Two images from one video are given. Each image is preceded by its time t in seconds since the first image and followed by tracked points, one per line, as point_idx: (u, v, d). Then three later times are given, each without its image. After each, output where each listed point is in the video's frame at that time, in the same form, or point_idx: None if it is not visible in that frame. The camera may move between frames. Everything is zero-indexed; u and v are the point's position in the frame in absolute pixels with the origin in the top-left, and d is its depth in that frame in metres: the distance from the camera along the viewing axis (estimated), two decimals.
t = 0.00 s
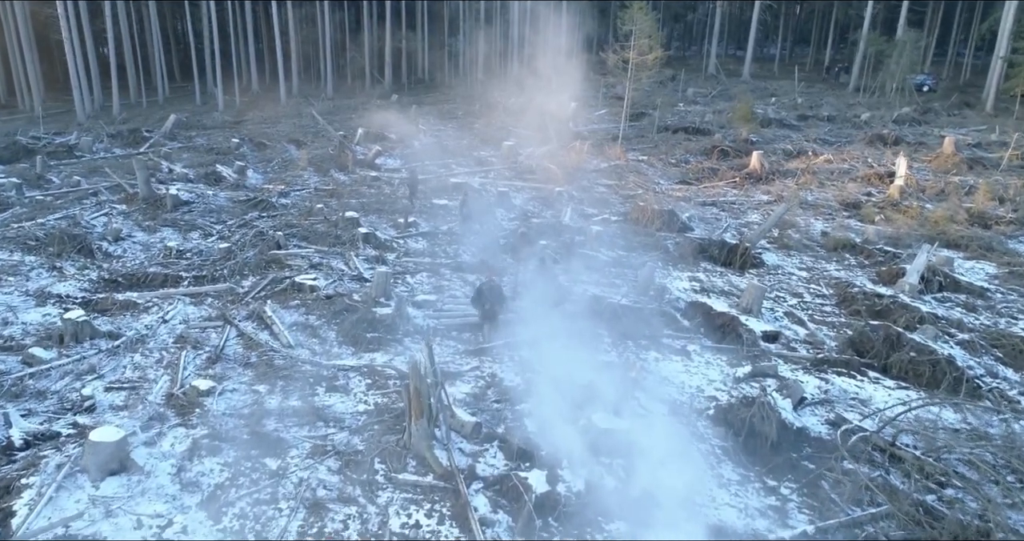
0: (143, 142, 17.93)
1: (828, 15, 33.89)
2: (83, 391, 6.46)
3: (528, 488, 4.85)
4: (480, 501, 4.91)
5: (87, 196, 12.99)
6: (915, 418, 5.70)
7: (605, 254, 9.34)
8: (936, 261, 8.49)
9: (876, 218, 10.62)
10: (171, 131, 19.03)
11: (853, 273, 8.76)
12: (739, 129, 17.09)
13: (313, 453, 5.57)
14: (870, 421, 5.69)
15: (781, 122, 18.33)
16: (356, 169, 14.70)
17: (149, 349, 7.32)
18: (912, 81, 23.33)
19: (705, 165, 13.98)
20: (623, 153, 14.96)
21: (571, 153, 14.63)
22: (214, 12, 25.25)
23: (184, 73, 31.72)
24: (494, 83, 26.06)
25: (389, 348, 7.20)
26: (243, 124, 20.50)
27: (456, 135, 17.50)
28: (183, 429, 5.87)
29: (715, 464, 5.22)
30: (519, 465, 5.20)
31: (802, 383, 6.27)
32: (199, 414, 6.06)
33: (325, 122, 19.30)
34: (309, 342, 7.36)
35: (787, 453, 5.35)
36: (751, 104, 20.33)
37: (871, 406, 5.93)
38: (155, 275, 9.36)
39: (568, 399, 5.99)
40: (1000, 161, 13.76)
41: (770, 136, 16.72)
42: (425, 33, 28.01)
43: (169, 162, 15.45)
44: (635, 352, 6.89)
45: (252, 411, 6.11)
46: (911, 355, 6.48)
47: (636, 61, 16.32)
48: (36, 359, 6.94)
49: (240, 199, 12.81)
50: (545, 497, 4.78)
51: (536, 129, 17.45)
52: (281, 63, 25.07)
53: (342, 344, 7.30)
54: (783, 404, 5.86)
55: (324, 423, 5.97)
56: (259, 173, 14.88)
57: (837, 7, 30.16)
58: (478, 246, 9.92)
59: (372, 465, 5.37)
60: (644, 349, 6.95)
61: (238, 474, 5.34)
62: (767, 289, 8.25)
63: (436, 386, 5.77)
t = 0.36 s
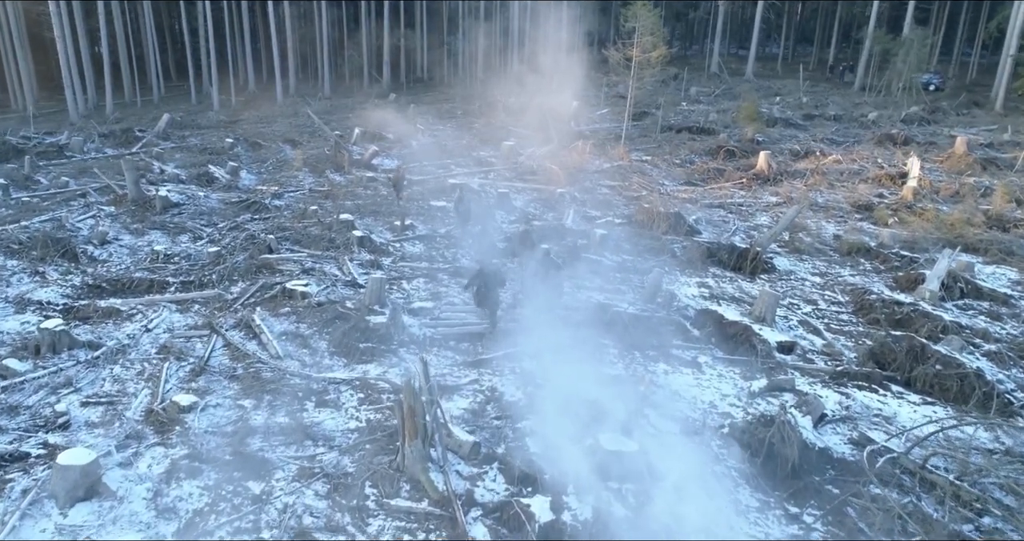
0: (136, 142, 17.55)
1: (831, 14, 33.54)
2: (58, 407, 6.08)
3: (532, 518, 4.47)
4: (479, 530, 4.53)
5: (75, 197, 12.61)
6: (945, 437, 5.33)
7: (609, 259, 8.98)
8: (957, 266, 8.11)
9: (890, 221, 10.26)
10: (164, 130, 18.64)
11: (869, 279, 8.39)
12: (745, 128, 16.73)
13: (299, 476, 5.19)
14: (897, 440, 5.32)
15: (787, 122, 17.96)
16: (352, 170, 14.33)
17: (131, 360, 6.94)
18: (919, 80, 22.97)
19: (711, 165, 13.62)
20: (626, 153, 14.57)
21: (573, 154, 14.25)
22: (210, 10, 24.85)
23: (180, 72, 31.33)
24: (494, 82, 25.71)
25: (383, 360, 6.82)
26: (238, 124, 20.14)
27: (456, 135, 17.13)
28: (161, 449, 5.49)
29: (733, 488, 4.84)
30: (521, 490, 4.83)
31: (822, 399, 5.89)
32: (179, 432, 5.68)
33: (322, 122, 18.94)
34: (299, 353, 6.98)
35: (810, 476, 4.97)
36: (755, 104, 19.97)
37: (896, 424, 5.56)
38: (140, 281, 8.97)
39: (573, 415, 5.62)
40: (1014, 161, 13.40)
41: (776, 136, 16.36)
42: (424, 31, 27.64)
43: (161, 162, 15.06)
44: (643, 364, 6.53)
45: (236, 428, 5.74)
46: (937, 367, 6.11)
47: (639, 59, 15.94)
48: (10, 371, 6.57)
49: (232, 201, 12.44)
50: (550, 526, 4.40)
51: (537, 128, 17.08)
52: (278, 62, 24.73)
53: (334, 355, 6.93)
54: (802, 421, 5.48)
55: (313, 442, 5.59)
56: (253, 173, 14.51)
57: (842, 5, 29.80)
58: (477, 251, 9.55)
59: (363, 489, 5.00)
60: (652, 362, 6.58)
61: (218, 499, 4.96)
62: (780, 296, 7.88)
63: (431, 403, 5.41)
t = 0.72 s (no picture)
0: (128, 141, 17.17)
1: (835, 12, 33.16)
2: (29, 424, 5.71)
3: None
4: None
5: (62, 198, 12.24)
6: (976, 459, 4.98)
7: (613, 264, 8.63)
8: (977, 272, 7.76)
9: (904, 223, 9.90)
10: (157, 129, 18.26)
11: (885, 285, 8.04)
12: (750, 127, 16.37)
13: (283, 501, 4.83)
14: (925, 462, 4.97)
15: (793, 121, 17.60)
16: (349, 170, 13.97)
17: (110, 372, 6.58)
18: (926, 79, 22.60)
19: (716, 165, 13.26)
20: (629, 153, 14.19)
21: (575, 154, 13.87)
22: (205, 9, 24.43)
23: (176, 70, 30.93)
24: (494, 80, 25.34)
25: (376, 372, 6.46)
26: (233, 123, 19.77)
27: (454, 134, 16.77)
28: (137, 470, 5.13)
29: (753, 515, 4.48)
30: (522, 519, 4.49)
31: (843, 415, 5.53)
32: (157, 451, 5.32)
33: (318, 121, 18.58)
34: (288, 365, 6.61)
35: (835, 502, 4.62)
36: (760, 102, 19.60)
37: (923, 443, 5.20)
38: (125, 286, 8.61)
39: (579, 434, 5.26)
40: None
41: (783, 135, 16.00)
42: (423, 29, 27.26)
43: (152, 162, 14.68)
44: (651, 377, 6.17)
45: (218, 447, 5.37)
46: (964, 382, 5.75)
47: (642, 56, 15.57)
48: None
49: (224, 202, 12.07)
50: None
51: (538, 127, 16.71)
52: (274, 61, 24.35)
53: (325, 367, 6.57)
54: (824, 440, 5.11)
55: (300, 463, 5.23)
56: (247, 173, 14.14)
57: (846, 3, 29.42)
58: (476, 254, 9.19)
59: (352, 516, 4.63)
60: (661, 374, 6.22)
61: (196, 527, 4.59)
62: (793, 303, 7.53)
63: (425, 422, 5.05)
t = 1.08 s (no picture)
0: (119, 139, 16.77)
1: (840, 8, 32.73)
2: None
3: None
4: None
5: (47, 198, 11.85)
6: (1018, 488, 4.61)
7: (619, 268, 8.24)
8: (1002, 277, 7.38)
9: (921, 225, 9.52)
10: (150, 127, 17.85)
11: (905, 290, 7.65)
12: (756, 125, 15.98)
13: (265, 531, 4.44)
14: (960, 489, 4.60)
15: (799, 118, 17.21)
16: (344, 169, 13.59)
17: (86, 385, 6.19)
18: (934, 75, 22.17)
19: (722, 164, 12.87)
20: (633, 151, 13.78)
21: (577, 152, 13.47)
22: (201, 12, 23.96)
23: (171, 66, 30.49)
24: (494, 77, 24.93)
25: (368, 385, 6.09)
26: (228, 120, 19.36)
27: (453, 131, 16.37)
28: (108, 495, 4.75)
29: None
30: None
31: (869, 435, 5.15)
32: (130, 474, 4.94)
33: (314, 118, 18.18)
34: (275, 377, 6.23)
35: (866, 535, 4.24)
36: (766, 99, 19.20)
37: (957, 468, 4.83)
38: (108, 291, 8.22)
39: (586, 456, 4.88)
40: None
41: (790, 132, 15.62)
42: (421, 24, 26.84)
43: (143, 161, 14.29)
44: (660, 392, 5.79)
45: (197, 469, 4.99)
46: (997, 399, 5.38)
47: (646, 52, 15.17)
48: None
49: (215, 202, 11.69)
50: None
51: (539, 124, 16.31)
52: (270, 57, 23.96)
53: (314, 380, 6.19)
54: (851, 464, 4.73)
55: (284, 488, 4.85)
56: (240, 172, 13.75)
57: None
58: (474, 257, 8.81)
59: None
60: (671, 389, 5.85)
61: None
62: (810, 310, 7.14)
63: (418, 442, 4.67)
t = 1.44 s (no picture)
0: (109, 130, 16.33)
1: None
2: None
3: None
4: None
5: (31, 191, 11.45)
6: None
7: (624, 267, 7.85)
8: None
9: (939, 219, 9.12)
10: (141, 117, 17.38)
11: (927, 290, 7.27)
12: (764, 115, 15.54)
13: None
14: (1000, 513, 4.25)
15: (808, 108, 16.75)
16: (339, 161, 13.18)
17: (58, 394, 5.82)
18: (944, 64, 21.68)
19: (730, 155, 12.46)
20: (637, 142, 13.34)
21: (579, 143, 13.04)
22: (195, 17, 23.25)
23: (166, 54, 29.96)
24: (494, 66, 24.43)
25: (359, 394, 5.70)
26: (222, 110, 18.91)
27: (452, 121, 15.93)
28: (75, 519, 4.39)
29: None
30: None
31: (898, 451, 4.77)
32: (99, 494, 4.58)
33: (309, 108, 17.73)
34: (261, 385, 5.85)
35: None
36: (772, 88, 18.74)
37: (996, 489, 4.46)
38: (88, 290, 7.83)
39: (594, 476, 4.50)
40: None
41: (798, 122, 15.19)
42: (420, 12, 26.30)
43: (132, 152, 13.86)
44: (672, 402, 5.42)
45: (172, 489, 4.62)
46: None
47: (651, 39, 14.71)
48: None
49: (205, 194, 11.28)
50: None
51: (540, 114, 15.87)
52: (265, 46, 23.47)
53: (302, 387, 5.81)
54: (881, 486, 4.35)
55: (266, 510, 4.48)
56: (231, 164, 13.34)
57: None
58: (473, 253, 8.42)
59: None
60: (683, 398, 5.47)
61: None
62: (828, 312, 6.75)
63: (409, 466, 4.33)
